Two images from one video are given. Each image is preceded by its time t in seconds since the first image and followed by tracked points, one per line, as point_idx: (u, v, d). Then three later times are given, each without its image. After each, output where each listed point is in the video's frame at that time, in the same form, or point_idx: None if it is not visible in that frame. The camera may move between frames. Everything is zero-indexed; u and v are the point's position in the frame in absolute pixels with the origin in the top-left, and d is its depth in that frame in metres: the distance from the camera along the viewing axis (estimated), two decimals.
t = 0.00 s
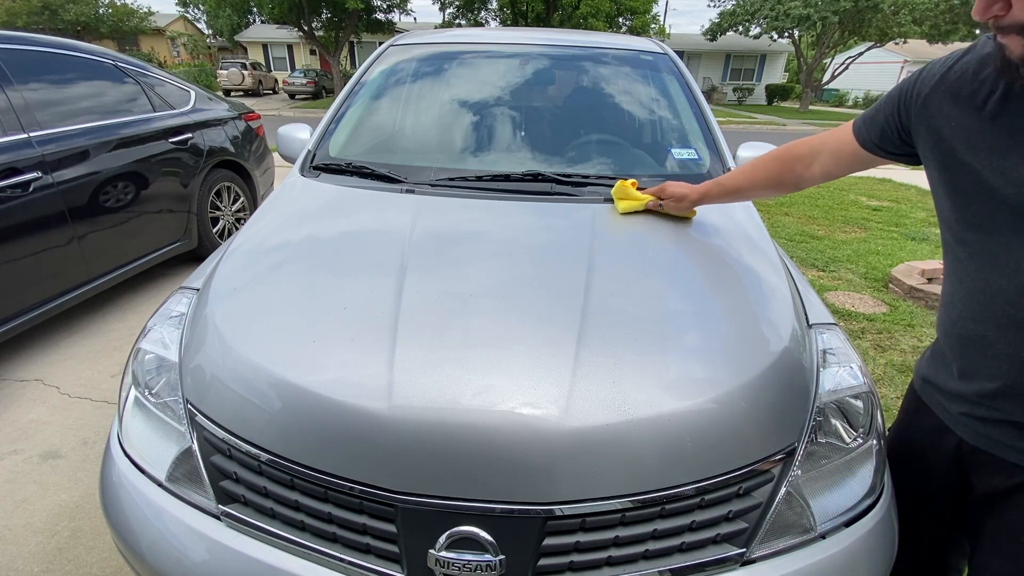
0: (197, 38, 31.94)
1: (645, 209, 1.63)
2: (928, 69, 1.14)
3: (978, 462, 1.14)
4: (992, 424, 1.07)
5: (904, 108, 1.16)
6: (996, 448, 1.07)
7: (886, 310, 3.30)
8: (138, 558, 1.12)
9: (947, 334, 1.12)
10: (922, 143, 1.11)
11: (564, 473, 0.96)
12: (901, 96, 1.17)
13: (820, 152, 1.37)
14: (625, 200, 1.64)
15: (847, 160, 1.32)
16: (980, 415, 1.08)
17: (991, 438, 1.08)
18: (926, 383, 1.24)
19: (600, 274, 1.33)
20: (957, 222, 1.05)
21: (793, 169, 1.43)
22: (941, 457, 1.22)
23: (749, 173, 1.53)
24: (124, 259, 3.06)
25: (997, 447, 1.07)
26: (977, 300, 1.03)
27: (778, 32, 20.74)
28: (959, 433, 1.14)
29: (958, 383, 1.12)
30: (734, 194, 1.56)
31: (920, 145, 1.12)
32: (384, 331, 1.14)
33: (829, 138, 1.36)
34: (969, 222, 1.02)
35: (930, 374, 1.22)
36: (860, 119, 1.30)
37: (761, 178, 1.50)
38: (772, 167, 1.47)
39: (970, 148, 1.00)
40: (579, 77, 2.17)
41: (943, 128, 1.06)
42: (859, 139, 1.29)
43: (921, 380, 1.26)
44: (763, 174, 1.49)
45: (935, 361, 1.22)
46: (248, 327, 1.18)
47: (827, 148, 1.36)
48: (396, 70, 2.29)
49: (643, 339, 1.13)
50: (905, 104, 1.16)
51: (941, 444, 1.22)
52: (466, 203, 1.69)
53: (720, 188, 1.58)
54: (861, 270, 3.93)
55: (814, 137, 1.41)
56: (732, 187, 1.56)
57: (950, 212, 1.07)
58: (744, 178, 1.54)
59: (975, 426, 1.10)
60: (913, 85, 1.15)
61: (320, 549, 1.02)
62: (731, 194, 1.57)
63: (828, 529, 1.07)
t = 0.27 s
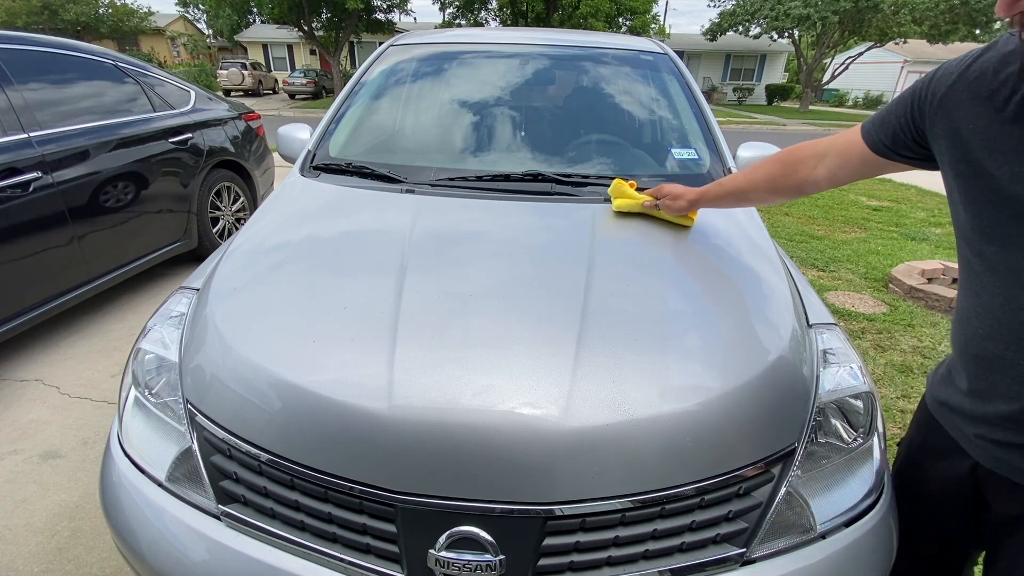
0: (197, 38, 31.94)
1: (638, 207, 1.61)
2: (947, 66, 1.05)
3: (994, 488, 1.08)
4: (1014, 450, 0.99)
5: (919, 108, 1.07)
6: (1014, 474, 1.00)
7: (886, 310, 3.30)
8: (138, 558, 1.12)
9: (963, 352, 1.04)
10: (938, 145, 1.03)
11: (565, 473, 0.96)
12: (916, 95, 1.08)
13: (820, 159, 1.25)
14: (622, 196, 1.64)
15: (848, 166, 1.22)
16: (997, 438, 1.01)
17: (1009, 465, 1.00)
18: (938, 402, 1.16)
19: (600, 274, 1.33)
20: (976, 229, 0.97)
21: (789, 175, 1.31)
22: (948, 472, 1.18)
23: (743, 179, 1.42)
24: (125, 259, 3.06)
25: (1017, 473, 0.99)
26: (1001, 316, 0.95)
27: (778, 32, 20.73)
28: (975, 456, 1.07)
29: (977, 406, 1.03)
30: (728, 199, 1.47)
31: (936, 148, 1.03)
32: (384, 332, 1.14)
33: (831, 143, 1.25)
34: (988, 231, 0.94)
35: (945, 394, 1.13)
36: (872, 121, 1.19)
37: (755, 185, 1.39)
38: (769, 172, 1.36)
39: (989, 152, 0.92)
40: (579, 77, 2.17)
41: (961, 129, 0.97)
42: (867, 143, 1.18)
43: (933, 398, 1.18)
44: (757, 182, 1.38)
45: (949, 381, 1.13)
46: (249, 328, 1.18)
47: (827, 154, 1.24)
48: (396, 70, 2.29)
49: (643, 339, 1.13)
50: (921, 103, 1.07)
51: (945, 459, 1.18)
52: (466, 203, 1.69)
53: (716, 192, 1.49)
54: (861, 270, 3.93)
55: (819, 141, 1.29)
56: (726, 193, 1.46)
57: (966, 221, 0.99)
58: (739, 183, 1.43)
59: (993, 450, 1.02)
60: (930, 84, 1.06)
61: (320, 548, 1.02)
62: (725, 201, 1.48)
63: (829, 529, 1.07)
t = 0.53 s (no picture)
0: (197, 38, 31.94)
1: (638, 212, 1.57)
2: (957, 67, 1.02)
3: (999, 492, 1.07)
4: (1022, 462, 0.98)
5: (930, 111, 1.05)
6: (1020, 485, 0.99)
7: (886, 310, 3.30)
8: (138, 559, 1.12)
9: (972, 361, 1.03)
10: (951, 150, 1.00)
11: (565, 473, 0.96)
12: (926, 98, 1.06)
13: (825, 164, 1.22)
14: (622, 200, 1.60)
15: (856, 172, 1.18)
16: (1005, 449, 1.00)
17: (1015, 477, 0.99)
18: (944, 410, 1.14)
19: (600, 275, 1.33)
20: (987, 239, 0.96)
21: (794, 181, 1.27)
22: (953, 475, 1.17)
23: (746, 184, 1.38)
24: (125, 259, 3.06)
25: None
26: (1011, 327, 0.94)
27: (777, 31, 20.72)
28: (981, 466, 1.05)
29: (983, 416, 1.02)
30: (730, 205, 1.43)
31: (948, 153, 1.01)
32: (383, 332, 1.14)
33: (836, 148, 1.21)
34: (1000, 240, 0.93)
35: (950, 402, 1.12)
36: (880, 125, 1.16)
37: (759, 191, 1.35)
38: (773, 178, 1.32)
39: (1002, 158, 0.90)
40: (579, 77, 2.17)
41: (974, 133, 0.95)
42: (875, 148, 1.15)
43: (938, 404, 1.17)
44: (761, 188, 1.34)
45: (956, 389, 1.11)
46: (249, 327, 1.18)
47: (833, 159, 1.21)
48: (396, 70, 2.29)
49: (643, 339, 1.13)
50: (932, 106, 1.04)
51: (949, 463, 1.17)
52: (466, 203, 1.69)
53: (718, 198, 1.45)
54: (861, 270, 3.93)
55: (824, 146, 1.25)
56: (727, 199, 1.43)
57: (978, 229, 0.97)
58: (741, 189, 1.39)
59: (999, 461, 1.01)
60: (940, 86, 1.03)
61: (320, 549, 1.02)
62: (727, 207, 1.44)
63: (829, 529, 1.07)
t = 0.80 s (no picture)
0: (197, 38, 31.93)
1: (638, 220, 1.53)
2: (963, 66, 1.02)
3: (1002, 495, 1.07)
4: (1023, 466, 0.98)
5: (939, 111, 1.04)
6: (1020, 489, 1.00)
7: (886, 310, 3.30)
8: (138, 558, 1.12)
9: (973, 364, 1.03)
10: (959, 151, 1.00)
11: (565, 473, 0.96)
12: (933, 98, 1.05)
13: (834, 166, 1.20)
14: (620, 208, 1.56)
15: (867, 172, 1.16)
16: (1006, 453, 1.00)
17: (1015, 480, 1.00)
18: (944, 411, 1.14)
19: (600, 275, 1.33)
20: (990, 242, 0.96)
21: (802, 183, 1.25)
22: (955, 476, 1.16)
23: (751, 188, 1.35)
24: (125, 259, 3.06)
25: None
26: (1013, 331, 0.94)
27: (777, 31, 20.72)
28: (982, 469, 1.06)
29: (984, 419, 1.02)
30: (734, 210, 1.39)
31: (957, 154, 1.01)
32: (383, 332, 1.14)
33: (844, 149, 1.19)
34: (1003, 244, 0.93)
35: (951, 403, 1.12)
36: (886, 125, 1.15)
37: (766, 195, 1.32)
38: (779, 181, 1.29)
39: (1011, 158, 0.90)
40: (579, 77, 2.17)
41: (984, 135, 0.95)
42: (883, 149, 1.13)
43: (938, 405, 1.17)
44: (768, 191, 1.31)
45: (957, 391, 1.11)
46: (248, 328, 1.18)
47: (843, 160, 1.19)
48: (396, 70, 2.29)
49: (643, 339, 1.13)
50: (940, 107, 1.04)
51: (951, 465, 1.17)
52: (466, 203, 1.69)
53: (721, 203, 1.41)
54: (861, 270, 3.93)
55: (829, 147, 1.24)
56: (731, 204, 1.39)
57: (983, 232, 0.97)
58: (745, 194, 1.36)
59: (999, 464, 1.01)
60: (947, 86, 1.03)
61: (320, 548, 1.02)
62: (731, 212, 1.40)
63: (829, 529, 1.07)
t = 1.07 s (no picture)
0: (196, 38, 31.93)
1: (637, 228, 1.47)
2: (971, 64, 1.02)
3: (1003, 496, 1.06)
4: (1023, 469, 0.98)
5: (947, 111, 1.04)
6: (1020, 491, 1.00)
7: (886, 310, 3.30)
8: (138, 559, 1.12)
9: (975, 365, 1.03)
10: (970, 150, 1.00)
11: (565, 473, 0.96)
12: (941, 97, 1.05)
13: (841, 169, 1.19)
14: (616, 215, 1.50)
15: (874, 175, 1.16)
16: (1007, 455, 1.00)
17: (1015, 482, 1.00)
18: (945, 413, 1.14)
19: (600, 275, 1.33)
20: (995, 242, 0.96)
21: (808, 187, 1.23)
22: (955, 476, 1.16)
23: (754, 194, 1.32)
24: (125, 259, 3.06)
25: None
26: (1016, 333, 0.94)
27: (777, 31, 20.72)
28: (982, 471, 1.06)
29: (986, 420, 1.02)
30: (736, 216, 1.36)
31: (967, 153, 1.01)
32: (383, 332, 1.14)
33: (850, 152, 1.19)
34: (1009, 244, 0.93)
35: (951, 405, 1.12)
36: (891, 127, 1.15)
37: (770, 200, 1.30)
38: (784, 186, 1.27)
39: (1022, 156, 0.90)
40: (579, 77, 2.17)
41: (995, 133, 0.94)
42: (889, 150, 1.13)
43: (939, 406, 1.17)
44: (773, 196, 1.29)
45: (956, 392, 1.11)
46: (248, 328, 1.18)
47: (849, 164, 1.18)
48: (396, 70, 2.29)
49: (643, 339, 1.13)
50: (949, 106, 1.04)
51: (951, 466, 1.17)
52: (466, 203, 1.69)
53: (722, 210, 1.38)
54: (861, 270, 3.93)
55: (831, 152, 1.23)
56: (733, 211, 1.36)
57: (989, 232, 0.97)
58: (747, 200, 1.34)
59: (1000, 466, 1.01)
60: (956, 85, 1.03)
61: (320, 548, 1.02)
62: (733, 219, 1.37)
63: (829, 529, 1.07)
